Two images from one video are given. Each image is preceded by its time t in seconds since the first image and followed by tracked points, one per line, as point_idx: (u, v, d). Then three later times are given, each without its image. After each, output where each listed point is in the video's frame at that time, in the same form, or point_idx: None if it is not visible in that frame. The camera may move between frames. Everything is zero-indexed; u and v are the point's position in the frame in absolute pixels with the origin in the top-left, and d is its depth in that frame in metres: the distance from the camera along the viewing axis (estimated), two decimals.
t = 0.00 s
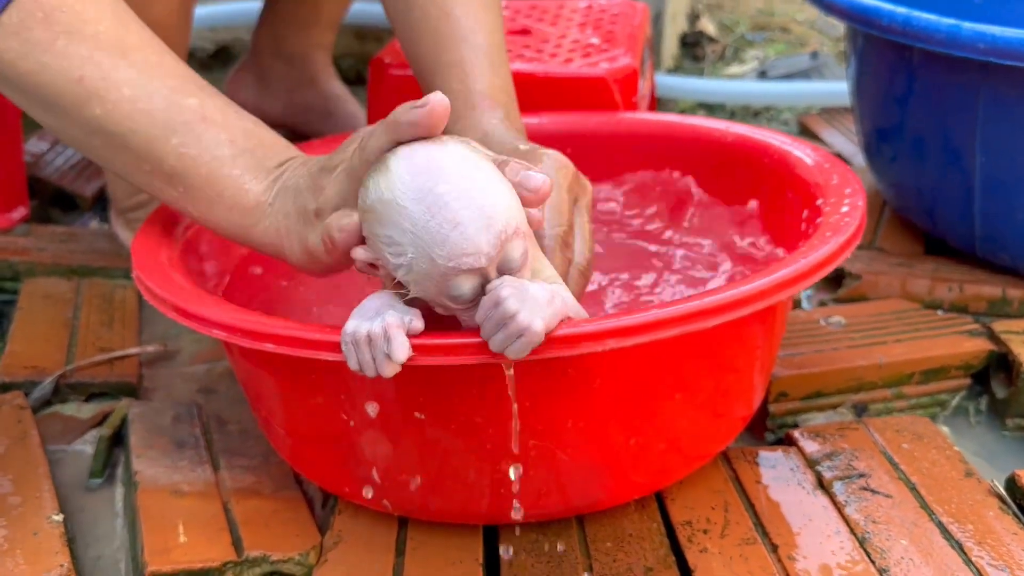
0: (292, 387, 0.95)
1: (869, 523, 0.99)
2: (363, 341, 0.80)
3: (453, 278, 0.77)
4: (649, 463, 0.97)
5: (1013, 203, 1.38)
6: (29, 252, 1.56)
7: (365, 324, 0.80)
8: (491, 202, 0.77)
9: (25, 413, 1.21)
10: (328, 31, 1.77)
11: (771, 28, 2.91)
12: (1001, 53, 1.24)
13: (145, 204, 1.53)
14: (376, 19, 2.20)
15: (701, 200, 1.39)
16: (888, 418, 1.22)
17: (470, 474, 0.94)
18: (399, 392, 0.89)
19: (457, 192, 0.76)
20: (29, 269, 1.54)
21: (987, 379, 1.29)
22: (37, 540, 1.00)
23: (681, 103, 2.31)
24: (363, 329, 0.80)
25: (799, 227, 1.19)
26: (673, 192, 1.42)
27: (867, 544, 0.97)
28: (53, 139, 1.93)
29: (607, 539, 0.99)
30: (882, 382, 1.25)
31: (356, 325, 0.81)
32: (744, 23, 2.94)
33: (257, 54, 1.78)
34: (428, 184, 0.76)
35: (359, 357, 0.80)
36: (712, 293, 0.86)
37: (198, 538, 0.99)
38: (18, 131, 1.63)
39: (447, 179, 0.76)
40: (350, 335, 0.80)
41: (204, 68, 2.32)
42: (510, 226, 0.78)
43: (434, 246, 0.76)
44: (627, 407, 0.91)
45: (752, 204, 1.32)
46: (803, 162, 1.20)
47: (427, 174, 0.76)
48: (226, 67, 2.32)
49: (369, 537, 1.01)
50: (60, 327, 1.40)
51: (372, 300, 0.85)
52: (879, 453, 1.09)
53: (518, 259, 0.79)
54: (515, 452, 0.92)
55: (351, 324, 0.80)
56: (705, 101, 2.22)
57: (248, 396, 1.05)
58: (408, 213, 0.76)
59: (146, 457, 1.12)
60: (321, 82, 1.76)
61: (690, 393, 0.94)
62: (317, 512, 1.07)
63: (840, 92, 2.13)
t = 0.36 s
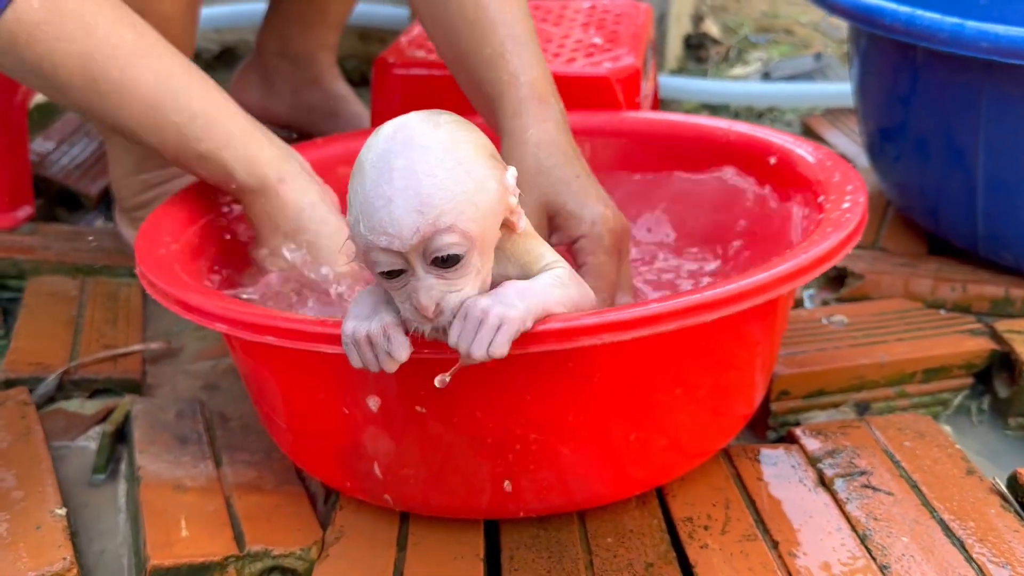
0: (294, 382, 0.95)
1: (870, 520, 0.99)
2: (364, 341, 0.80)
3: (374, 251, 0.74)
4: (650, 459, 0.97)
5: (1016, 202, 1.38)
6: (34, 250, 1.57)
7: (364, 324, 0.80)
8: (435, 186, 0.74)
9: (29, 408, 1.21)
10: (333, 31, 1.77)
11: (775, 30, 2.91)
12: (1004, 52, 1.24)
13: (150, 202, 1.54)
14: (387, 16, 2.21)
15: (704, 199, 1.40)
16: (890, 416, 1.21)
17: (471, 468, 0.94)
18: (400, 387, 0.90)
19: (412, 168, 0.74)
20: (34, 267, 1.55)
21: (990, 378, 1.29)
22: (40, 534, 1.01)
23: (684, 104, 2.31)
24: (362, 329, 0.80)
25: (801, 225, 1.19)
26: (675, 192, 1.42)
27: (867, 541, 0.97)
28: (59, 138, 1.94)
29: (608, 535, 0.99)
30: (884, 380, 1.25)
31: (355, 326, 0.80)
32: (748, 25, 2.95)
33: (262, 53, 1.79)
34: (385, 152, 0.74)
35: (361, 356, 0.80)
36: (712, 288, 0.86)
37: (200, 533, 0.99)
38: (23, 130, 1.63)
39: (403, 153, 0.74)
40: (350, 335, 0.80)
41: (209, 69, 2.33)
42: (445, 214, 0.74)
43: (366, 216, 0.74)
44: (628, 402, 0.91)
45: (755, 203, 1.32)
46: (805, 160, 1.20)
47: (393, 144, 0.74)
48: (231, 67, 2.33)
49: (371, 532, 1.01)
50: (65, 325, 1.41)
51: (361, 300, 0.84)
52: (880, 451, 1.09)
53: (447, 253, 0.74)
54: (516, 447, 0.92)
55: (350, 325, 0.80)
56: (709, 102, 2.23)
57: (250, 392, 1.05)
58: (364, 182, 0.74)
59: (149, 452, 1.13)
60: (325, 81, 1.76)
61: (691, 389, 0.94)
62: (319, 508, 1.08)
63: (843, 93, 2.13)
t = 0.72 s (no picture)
0: (299, 383, 0.95)
1: (875, 523, 0.99)
2: (370, 342, 0.80)
3: (432, 271, 0.82)
4: (655, 461, 0.97)
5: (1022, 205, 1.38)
6: (41, 251, 1.57)
7: (370, 325, 0.81)
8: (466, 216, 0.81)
9: (36, 408, 1.21)
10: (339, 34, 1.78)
11: (780, 33, 2.91)
12: (1010, 55, 1.24)
13: (156, 204, 1.54)
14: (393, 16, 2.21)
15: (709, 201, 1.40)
16: (896, 419, 1.21)
17: (476, 470, 0.94)
18: (405, 388, 0.90)
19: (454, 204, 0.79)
20: (41, 269, 1.55)
21: (995, 382, 1.29)
22: (46, 534, 1.01)
23: (690, 107, 2.31)
24: (369, 330, 0.80)
25: (807, 228, 1.19)
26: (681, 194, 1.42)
27: (873, 544, 0.96)
28: (66, 141, 1.95)
29: (613, 537, 0.99)
30: (889, 383, 1.25)
31: (361, 327, 0.81)
32: (753, 29, 2.95)
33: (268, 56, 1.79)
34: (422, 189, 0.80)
35: (367, 356, 0.81)
36: (717, 290, 0.86)
37: (206, 533, 1.00)
38: (30, 132, 1.64)
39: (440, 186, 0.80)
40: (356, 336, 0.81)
41: (216, 71, 2.33)
42: (499, 231, 0.82)
43: (425, 240, 0.80)
44: (632, 405, 0.92)
45: (759, 205, 1.32)
46: (810, 163, 1.20)
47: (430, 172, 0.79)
48: (237, 70, 2.34)
49: (376, 534, 1.02)
50: (71, 326, 1.41)
51: (370, 301, 0.85)
52: (885, 454, 1.09)
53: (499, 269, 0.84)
54: (521, 448, 0.92)
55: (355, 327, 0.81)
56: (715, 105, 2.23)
57: (256, 394, 1.06)
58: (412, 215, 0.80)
59: (155, 453, 1.13)
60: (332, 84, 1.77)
61: (696, 391, 0.94)
62: (324, 509, 1.08)
63: (849, 97, 2.13)
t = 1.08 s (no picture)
0: (303, 388, 0.95)
1: (879, 530, 0.99)
2: (375, 342, 0.80)
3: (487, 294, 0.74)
4: (659, 468, 0.97)
5: None
6: (46, 255, 1.57)
7: (377, 325, 0.81)
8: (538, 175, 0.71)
9: (40, 413, 1.22)
10: (343, 38, 1.78)
11: (785, 37, 2.91)
12: (1015, 61, 1.24)
13: (160, 209, 1.54)
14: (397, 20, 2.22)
15: (713, 207, 1.40)
16: (900, 425, 1.21)
17: (481, 476, 0.94)
18: (410, 394, 0.90)
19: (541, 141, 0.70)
20: (45, 272, 1.55)
21: (1000, 388, 1.29)
22: (51, 540, 1.01)
23: (694, 111, 2.31)
24: (374, 330, 0.80)
25: (810, 234, 1.19)
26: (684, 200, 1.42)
27: (878, 552, 0.96)
28: (71, 144, 1.95)
29: (617, 544, 0.99)
30: (894, 390, 1.25)
31: (368, 326, 0.81)
32: (758, 33, 2.95)
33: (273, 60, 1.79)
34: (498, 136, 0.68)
35: (371, 356, 0.81)
36: (723, 298, 0.86)
37: (210, 539, 1.00)
38: (35, 137, 1.64)
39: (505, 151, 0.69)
40: (362, 336, 0.81)
41: (220, 74, 2.34)
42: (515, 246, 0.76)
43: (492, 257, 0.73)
44: (637, 412, 0.91)
45: (761, 211, 1.32)
46: (814, 169, 1.21)
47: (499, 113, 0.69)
48: (242, 73, 2.34)
49: (380, 539, 1.02)
50: (75, 330, 1.41)
51: (388, 302, 0.85)
52: (890, 461, 1.09)
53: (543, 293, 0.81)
54: (525, 455, 0.92)
55: (362, 326, 0.81)
56: (719, 110, 2.23)
57: (261, 399, 1.06)
58: (490, 180, 0.66)
59: (159, 458, 1.13)
60: (336, 88, 1.77)
61: (701, 398, 0.94)
62: (328, 515, 1.08)
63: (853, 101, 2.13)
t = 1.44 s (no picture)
0: (308, 392, 0.95)
1: (885, 536, 0.98)
2: (376, 357, 0.80)
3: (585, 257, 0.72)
4: (665, 474, 0.97)
5: None
6: (50, 258, 1.57)
7: (378, 342, 0.80)
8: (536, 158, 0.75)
9: (43, 416, 1.21)
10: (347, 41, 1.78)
11: (788, 40, 2.90)
12: (1020, 65, 1.23)
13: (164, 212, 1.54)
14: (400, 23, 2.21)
15: (718, 209, 1.39)
16: (906, 430, 1.20)
17: (485, 482, 0.94)
18: (414, 400, 0.90)
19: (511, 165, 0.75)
20: (49, 275, 1.55)
21: (1006, 393, 1.28)
22: (54, 544, 1.01)
23: (698, 113, 2.31)
24: (376, 345, 0.80)
25: (815, 239, 1.19)
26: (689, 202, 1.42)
27: (884, 558, 0.96)
28: (74, 146, 1.95)
29: (622, 550, 0.99)
30: (900, 395, 1.24)
31: (370, 343, 0.81)
32: (762, 35, 2.94)
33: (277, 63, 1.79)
34: (532, 176, 0.72)
35: (374, 371, 0.81)
36: (730, 303, 0.86)
37: (213, 544, 0.99)
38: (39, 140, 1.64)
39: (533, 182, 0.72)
40: (363, 350, 0.81)
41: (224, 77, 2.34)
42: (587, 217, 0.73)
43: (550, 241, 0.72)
44: (643, 417, 0.91)
45: (767, 215, 1.32)
46: (819, 173, 1.20)
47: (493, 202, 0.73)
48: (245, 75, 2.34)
49: (384, 544, 1.01)
50: (79, 333, 1.41)
51: (393, 311, 0.84)
52: (896, 466, 1.08)
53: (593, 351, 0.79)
54: (531, 461, 0.92)
55: (364, 340, 0.81)
56: (723, 112, 2.23)
57: (265, 404, 1.06)
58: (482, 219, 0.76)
59: (163, 462, 1.13)
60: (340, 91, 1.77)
61: (706, 404, 0.94)
62: (332, 519, 1.08)
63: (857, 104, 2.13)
